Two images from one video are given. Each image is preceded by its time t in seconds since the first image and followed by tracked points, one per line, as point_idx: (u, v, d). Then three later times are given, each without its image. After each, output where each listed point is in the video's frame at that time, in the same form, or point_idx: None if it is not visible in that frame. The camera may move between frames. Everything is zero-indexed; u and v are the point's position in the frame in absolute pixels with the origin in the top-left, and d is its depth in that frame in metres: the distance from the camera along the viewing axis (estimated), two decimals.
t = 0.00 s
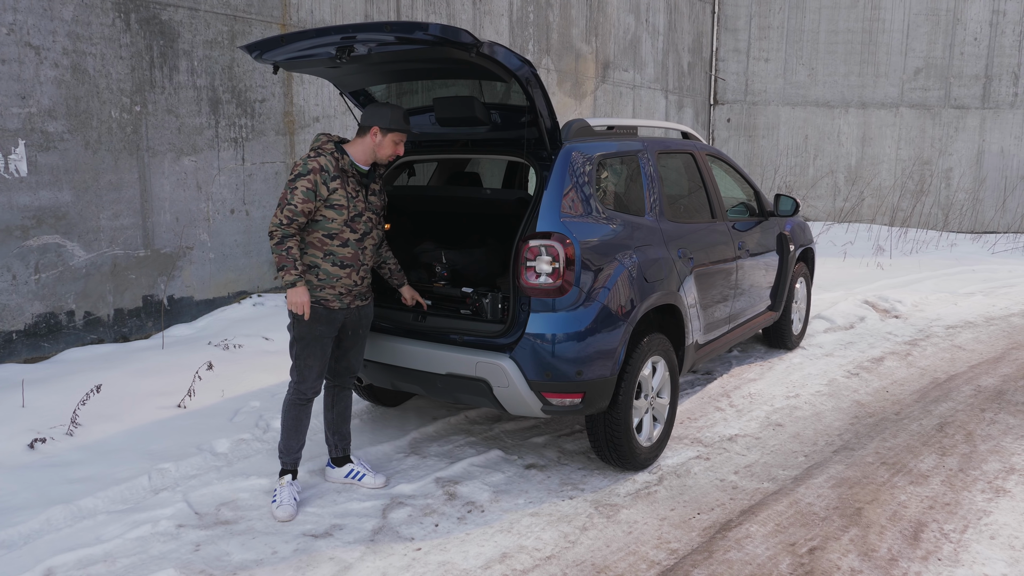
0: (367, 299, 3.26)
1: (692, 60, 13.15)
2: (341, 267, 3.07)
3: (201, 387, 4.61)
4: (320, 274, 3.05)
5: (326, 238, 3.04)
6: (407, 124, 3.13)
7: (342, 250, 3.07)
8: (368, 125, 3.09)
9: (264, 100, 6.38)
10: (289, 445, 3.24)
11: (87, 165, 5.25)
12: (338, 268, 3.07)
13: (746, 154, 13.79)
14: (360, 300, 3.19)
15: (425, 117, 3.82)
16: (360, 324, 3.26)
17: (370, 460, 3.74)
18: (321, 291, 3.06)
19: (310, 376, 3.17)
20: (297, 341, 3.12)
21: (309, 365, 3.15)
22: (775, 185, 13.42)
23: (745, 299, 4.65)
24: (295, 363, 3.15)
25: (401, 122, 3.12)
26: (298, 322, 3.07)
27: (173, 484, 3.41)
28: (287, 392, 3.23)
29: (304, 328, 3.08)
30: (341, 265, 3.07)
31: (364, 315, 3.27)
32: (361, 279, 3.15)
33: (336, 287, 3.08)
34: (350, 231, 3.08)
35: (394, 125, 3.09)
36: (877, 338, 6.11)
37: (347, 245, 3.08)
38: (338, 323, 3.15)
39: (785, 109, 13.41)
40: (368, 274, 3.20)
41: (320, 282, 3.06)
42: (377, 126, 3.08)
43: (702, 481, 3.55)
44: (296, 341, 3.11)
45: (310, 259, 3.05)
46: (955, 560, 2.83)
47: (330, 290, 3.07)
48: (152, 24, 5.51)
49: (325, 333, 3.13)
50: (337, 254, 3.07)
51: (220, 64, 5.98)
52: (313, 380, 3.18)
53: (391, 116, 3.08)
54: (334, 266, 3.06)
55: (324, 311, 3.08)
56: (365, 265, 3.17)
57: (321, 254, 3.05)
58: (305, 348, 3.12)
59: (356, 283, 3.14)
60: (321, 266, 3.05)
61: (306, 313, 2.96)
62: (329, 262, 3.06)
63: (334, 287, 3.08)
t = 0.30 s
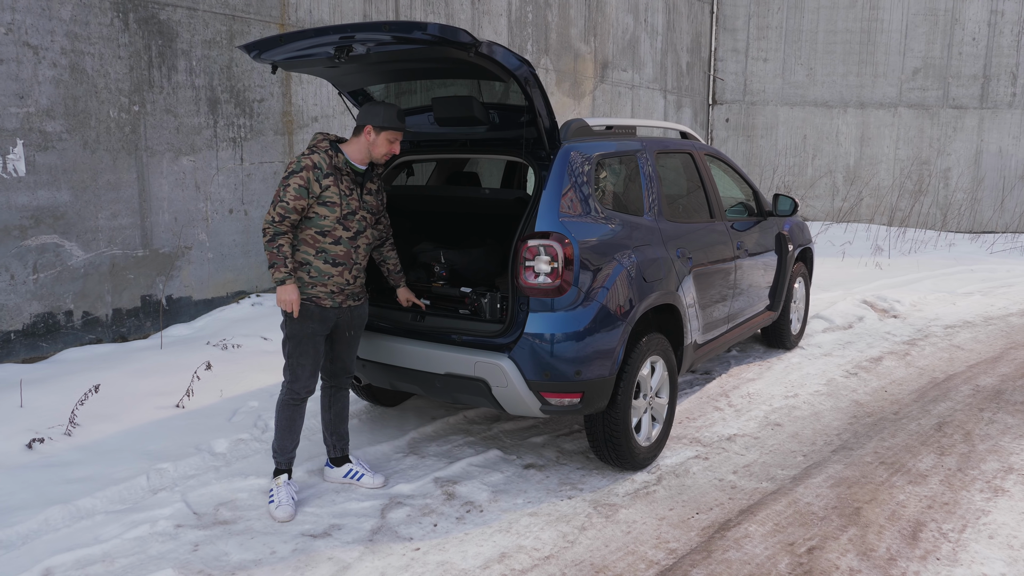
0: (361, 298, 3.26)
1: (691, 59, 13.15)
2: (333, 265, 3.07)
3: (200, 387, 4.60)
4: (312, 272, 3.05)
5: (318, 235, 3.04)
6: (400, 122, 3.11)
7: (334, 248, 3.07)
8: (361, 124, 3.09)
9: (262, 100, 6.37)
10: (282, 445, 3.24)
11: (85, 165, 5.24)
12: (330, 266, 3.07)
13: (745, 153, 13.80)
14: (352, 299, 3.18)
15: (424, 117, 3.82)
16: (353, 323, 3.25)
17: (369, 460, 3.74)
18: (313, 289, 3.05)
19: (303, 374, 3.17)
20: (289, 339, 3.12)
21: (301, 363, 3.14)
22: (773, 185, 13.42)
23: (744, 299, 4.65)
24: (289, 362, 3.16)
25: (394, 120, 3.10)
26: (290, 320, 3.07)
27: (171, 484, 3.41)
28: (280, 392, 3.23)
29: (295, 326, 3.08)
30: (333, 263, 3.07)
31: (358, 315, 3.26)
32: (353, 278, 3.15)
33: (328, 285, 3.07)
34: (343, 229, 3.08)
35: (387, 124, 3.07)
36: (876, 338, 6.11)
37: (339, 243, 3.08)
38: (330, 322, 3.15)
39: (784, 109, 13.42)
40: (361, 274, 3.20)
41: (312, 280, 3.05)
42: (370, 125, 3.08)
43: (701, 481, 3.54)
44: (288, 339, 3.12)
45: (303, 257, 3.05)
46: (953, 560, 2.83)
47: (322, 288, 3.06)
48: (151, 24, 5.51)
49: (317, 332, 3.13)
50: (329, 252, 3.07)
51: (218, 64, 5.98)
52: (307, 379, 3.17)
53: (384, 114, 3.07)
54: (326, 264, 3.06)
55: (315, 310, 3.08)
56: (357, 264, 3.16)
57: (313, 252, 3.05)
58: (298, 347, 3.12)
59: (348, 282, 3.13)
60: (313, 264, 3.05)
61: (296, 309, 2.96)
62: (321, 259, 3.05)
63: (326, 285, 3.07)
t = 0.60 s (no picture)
0: (346, 299, 3.21)
1: (689, 60, 13.15)
2: (316, 265, 3.05)
3: (199, 387, 4.60)
4: (295, 272, 3.02)
5: (302, 235, 3.02)
6: (372, 115, 3.04)
7: (318, 249, 3.05)
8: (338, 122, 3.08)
9: (261, 100, 6.37)
10: (257, 451, 3.15)
11: (84, 165, 5.24)
12: (313, 266, 3.04)
13: (744, 154, 13.80)
14: (337, 301, 3.15)
15: (422, 117, 3.82)
16: (337, 325, 3.22)
17: (368, 460, 3.74)
18: (294, 290, 3.03)
19: (282, 375, 3.12)
20: (269, 341, 3.09)
21: (280, 364, 3.10)
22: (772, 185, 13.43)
23: (743, 299, 4.65)
24: (267, 363, 3.12)
25: (367, 115, 3.03)
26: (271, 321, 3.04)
27: (170, 485, 3.41)
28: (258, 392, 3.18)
29: (276, 327, 3.05)
30: (316, 263, 3.05)
31: (342, 317, 3.22)
32: (337, 280, 3.12)
33: (311, 286, 3.05)
34: (328, 229, 3.05)
35: (358, 118, 3.02)
36: (874, 338, 6.11)
37: (324, 243, 3.06)
38: (313, 324, 3.12)
39: (783, 110, 13.43)
40: (347, 275, 3.17)
41: (294, 280, 3.03)
42: (345, 122, 3.06)
43: (699, 482, 3.54)
44: (268, 340, 3.08)
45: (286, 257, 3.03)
46: (952, 560, 2.84)
47: (304, 289, 3.04)
48: (149, 24, 5.51)
49: (297, 333, 3.10)
50: (312, 252, 3.04)
51: (217, 64, 5.97)
52: (285, 380, 3.13)
53: (356, 109, 3.03)
54: (309, 265, 3.04)
55: (295, 310, 3.05)
56: (342, 265, 3.13)
57: (296, 252, 3.02)
58: (277, 347, 3.08)
59: (332, 283, 3.11)
60: (295, 264, 3.02)
61: (272, 310, 2.96)
62: (304, 260, 3.03)
63: (309, 286, 3.05)
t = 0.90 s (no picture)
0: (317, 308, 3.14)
1: (688, 60, 13.13)
2: (283, 279, 2.94)
3: (197, 387, 4.60)
4: (261, 287, 2.92)
5: (265, 249, 2.91)
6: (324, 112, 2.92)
7: (284, 262, 2.94)
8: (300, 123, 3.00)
9: (260, 100, 6.36)
10: (235, 467, 3.09)
11: (82, 165, 5.24)
12: (279, 280, 2.94)
13: (742, 154, 13.80)
14: (307, 312, 3.07)
15: (421, 117, 3.82)
16: (309, 334, 3.16)
17: (367, 460, 3.74)
18: (262, 304, 2.93)
19: (259, 394, 3.05)
20: (241, 360, 3.00)
21: (256, 383, 3.03)
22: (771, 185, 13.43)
23: (741, 299, 4.65)
24: (242, 383, 3.03)
25: (321, 115, 2.92)
26: (241, 337, 2.95)
27: (168, 485, 3.41)
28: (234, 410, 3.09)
29: (248, 343, 2.96)
30: (283, 276, 2.94)
31: (312, 326, 3.16)
32: (306, 291, 3.02)
33: (279, 300, 2.95)
34: (292, 242, 2.94)
35: (309, 116, 2.91)
36: (873, 338, 6.12)
37: (289, 256, 2.95)
38: (285, 337, 3.04)
39: (781, 110, 13.43)
40: (315, 285, 3.07)
41: (261, 294, 2.92)
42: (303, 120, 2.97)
43: (698, 481, 3.55)
44: (241, 359, 2.99)
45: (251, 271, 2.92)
46: (951, 559, 2.84)
47: (273, 303, 2.94)
48: (147, 23, 5.50)
49: (272, 348, 3.02)
50: (278, 266, 2.93)
51: (215, 64, 5.97)
52: (263, 399, 3.06)
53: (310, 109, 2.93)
54: (275, 279, 2.93)
55: (267, 325, 2.97)
56: (310, 276, 3.03)
57: (261, 267, 2.91)
58: (252, 365, 3.01)
59: (301, 296, 3.01)
60: (261, 279, 2.92)
61: (246, 325, 2.83)
62: (270, 274, 2.92)
63: (277, 300, 2.95)
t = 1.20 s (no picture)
0: (285, 308, 3.05)
1: (686, 60, 13.13)
2: (248, 286, 2.85)
3: (196, 388, 4.59)
4: (225, 295, 2.82)
5: (226, 258, 2.81)
6: (293, 121, 2.79)
7: (247, 269, 2.85)
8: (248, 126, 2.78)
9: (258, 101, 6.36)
10: (223, 471, 3.03)
11: (81, 166, 5.24)
12: (244, 288, 2.85)
13: (740, 154, 13.79)
14: (275, 313, 2.99)
15: (420, 117, 3.82)
16: (275, 334, 3.05)
17: (365, 460, 3.74)
18: (229, 312, 2.84)
19: (234, 399, 2.97)
20: (212, 366, 2.91)
21: (230, 389, 2.95)
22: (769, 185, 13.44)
23: (739, 299, 4.66)
24: (215, 388, 2.95)
25: (285, 121, 2.78)
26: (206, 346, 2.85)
27: (167, 485, 3.41)
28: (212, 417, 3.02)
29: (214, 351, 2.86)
30: (247, 284, 2.85)
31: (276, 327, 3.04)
32: (273, 294, 2.94)
33: (245, 307, 2.87)
34: (253, 248, 2.84)
35: (276, 126, 2.76)
36: (871, 338, 6.13)
37: (252, 263, 2.86)
38: (254, 340, 2.94)
39: (779, 110, 13.44)
40: (280, 286, 2.99)
41: (226, 302, 2.83)
42: (258, 127, 2.77)
43: (696, 481, 3.56)
44: (212, 366, 2.91)
45: (211, 281, 2.81)
46: (948, 559, 2.85)
47: (239, 311, 2.85)
48: (146, 24, 5.50)
49: (241, 354, 2.93)
50: (241, 274, 2.84)
51: (214, 64, 5.97)
52: (238, 404, 2.98)
53: (271, 115, 2.76)
54: (240, 286, 2.84)
55: (233, 330, 2.87)
56: (275, 279, 2.95)
57: (223, 276, 2.82)
58: (222, 372, 2.92)
59: (268, 300, 2.93)
60: (225, 288, 2.82)
61: (212, 343, 2.69)
62: (233, 282, 2.83)
63: (243, 308, 2.87)
